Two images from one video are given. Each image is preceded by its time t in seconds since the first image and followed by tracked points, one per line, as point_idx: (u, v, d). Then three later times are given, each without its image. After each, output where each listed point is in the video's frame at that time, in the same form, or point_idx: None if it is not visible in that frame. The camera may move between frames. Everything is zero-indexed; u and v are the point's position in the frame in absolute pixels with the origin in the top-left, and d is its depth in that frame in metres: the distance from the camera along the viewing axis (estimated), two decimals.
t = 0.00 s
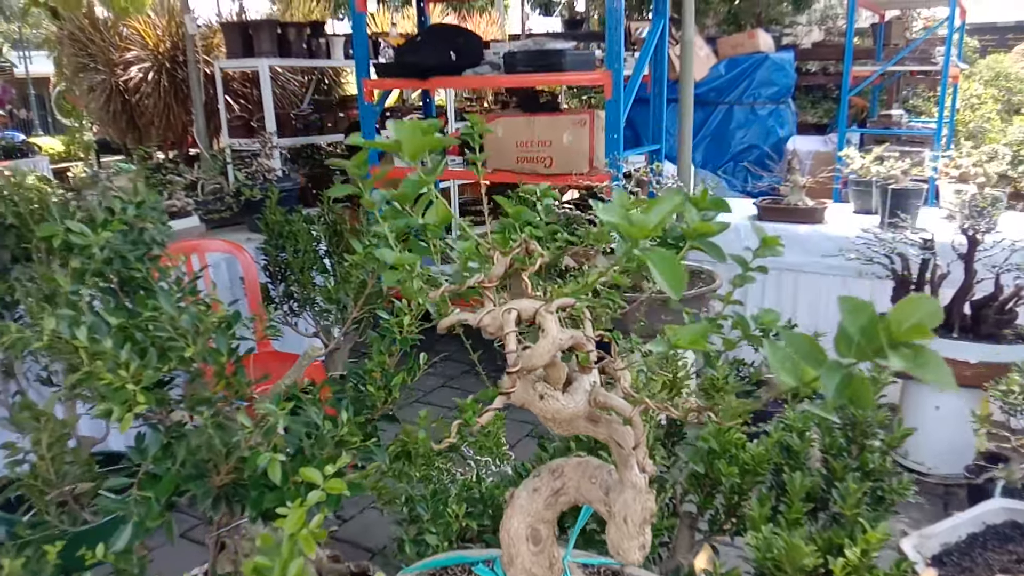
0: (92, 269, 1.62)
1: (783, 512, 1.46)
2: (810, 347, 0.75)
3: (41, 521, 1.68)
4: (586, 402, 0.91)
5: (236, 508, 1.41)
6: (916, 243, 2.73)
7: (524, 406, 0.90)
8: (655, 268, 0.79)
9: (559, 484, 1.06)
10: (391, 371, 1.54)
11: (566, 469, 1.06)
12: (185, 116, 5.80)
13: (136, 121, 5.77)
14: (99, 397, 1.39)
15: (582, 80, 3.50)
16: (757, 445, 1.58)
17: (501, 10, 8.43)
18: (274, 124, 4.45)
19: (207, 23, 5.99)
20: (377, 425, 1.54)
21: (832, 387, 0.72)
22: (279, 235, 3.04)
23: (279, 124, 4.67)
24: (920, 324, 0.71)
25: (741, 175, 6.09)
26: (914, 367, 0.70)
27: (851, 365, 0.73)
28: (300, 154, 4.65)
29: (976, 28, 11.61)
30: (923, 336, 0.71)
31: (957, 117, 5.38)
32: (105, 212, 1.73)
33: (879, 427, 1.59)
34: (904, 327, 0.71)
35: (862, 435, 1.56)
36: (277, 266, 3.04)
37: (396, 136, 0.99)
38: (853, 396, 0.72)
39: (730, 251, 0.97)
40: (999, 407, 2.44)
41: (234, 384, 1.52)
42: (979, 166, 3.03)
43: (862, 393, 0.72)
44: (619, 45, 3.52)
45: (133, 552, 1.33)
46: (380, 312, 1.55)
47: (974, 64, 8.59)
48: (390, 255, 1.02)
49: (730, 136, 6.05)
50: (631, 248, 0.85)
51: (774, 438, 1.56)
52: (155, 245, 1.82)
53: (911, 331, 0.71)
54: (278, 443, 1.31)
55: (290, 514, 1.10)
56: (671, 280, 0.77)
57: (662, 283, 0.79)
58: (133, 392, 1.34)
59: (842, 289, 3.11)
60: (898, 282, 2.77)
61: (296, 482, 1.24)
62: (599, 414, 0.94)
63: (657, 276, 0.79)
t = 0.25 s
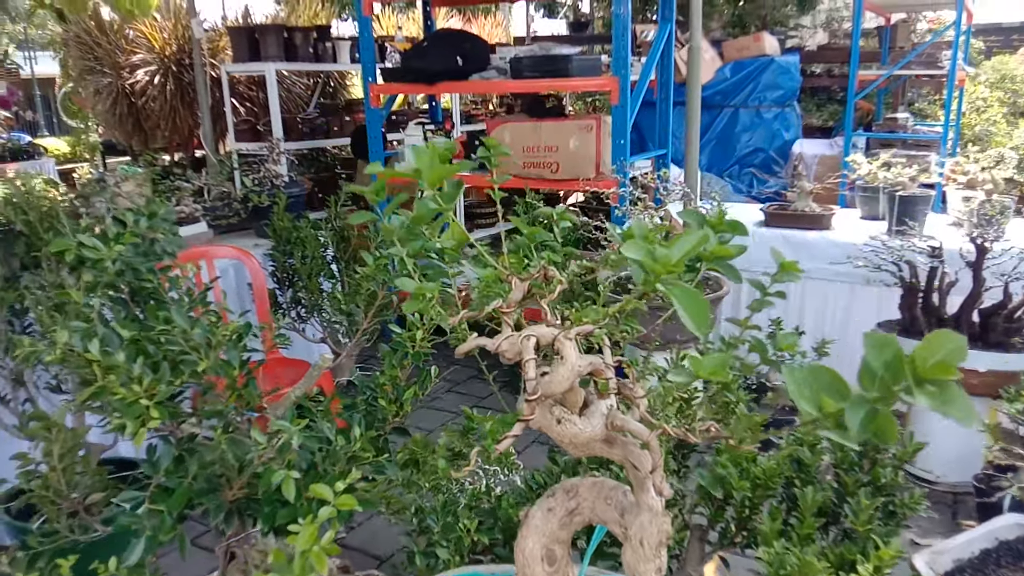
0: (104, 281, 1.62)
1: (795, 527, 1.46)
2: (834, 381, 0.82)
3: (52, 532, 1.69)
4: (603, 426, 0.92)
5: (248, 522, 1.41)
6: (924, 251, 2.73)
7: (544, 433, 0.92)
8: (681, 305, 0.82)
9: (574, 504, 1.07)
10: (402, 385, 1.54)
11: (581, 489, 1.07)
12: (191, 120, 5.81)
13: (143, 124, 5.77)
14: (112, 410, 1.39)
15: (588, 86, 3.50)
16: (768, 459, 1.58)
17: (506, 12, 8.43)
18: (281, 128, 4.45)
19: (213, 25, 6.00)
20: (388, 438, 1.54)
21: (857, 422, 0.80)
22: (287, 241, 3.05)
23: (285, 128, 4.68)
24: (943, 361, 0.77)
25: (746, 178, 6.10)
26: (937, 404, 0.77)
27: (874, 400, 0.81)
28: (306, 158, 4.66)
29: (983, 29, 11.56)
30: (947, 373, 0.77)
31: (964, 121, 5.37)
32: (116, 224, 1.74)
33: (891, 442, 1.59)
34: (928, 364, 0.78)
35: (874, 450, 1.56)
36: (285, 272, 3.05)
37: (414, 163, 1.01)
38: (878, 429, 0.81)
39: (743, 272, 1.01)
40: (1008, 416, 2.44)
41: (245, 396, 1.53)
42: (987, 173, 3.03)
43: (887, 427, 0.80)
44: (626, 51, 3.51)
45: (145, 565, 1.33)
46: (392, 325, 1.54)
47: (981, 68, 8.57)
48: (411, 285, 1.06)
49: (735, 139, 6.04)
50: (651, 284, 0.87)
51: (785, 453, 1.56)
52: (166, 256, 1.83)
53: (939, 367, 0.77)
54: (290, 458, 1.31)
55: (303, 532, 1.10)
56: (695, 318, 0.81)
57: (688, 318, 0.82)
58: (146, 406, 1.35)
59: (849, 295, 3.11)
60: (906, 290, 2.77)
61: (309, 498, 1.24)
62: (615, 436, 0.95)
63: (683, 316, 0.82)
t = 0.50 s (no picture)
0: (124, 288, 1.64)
1: (815, 540, 1.45)
2: (870, 407, 0.86)
3: (70, 538, 1.69)
4: (628, 443, 0.94)
5: (267, 531, 1.41)
6: (944, 257, 2.70)
7: (572, 450, 0.95)
8: (716, 330, 0.84)
9: (595, 519, 1.09)
10: (420, 394, 1.54)
11: (603, 504, 1.08)
12: (206, 121, 5.83)
13: (157, 126, 5.80)
14: (131, 418, 1.40)
15: (604, 90, 3.49)
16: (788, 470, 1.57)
17: (518, 12, 8.41)
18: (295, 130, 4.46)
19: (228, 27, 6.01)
20: (407, 448, 1.53)
21: (893, 448, 0.83)
22: (302, 244, 3.05)
23: (299, 129, 4.69)
24: (982, 390, 0.76)
25: (760, 181, 6.07)
26: (974, 432, 0.76)
27: (907, 427, 0.83)
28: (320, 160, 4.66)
29: (1000, 29, 11.47)
30: (985, 400, 0.76)
31: (981, 124, 5.32)
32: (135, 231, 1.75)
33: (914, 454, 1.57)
34: (967, 391, 0.77)
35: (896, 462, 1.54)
36: (300, 275, 3.05)
37: (442, 181, 1.01)
38: (915, 455, 0.82)
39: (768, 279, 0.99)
40: None
41: (263, 403, 1.53)
42: (1007, 178, 2.99)
43: (921, 454, 0.82)
44: (641, 54, 3.50)
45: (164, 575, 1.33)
46: (412, 334, 1.55)
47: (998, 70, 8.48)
48: (438, 303, 1.07)
49: (750, 141, 6.01)
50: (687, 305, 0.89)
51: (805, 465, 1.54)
52: (183, 262, 1.83)
53: (976, 394, 0.77)
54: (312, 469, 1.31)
55: (324, 544, 1.10)
56: (729, 343, 0.83)
57: (721, 342, 0.84)
58: (166, 415, 1.35)
59: (867, 300, 3.10)
60: (925, 297, 2.74)
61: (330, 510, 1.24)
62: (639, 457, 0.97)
63: (716, 338, 0.84)
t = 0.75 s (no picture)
0: (158, 294, 1.65)
1: (851, 554, 1.43)
2: (929, 437, 0.90)
3: (104, 541, 1.71)
4: (670, 462, 0.96)
5: (300, 539, 1.42)
6: (978, 264, 2.66)
7: (614, 469, 0.96)
8: (776, 361, 0.85)
9: (634, 536, 1.09)
10: (452, 403, 1.54)
11: (642, 521, 1.09)
12: (232, 122, 5.87)
13: (185, 127, 5.85)
14: (167, 425, 1.40)
15: (632, 92, 3.47)
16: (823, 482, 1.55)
17: (542, 13, 8.40)
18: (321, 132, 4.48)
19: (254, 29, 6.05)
20: (438, 456, 1.53)
21: (955, 478, 0.86)
22: (329, 247, 3.05)
23: (325, 131, 4.70)
24: None
25: (787, 183, 6.00)
26: None
27: (969, 458, 0.87)
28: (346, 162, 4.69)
29: None
30: None
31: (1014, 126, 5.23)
32: (170, 237, 1.76)
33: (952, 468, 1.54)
34: None
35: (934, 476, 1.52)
36: (328, 278, 3.05)
37: (487, 200, 1.03)
38: (974, 486, 0.86)
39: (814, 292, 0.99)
40: None
41: (297, 410, 1.53)
42: None
43: (982, 483, 0.86)
44: (670, 57, 3.48)
45: None
46: (444, 343, 1.55)
47: None
48: (484, 322, 1.08)
49: (777, 143, 5.95)
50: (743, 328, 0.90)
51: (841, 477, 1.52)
52: (216, 267, 1.84)
53: None
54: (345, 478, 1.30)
55: (360, 557, 1.10)
56: (790, 373, 0.83)
57: (781, 370, 0.85)
58: (203, 423, 1.36)
59: (898, 307, 3.06)
60: (958, 304, 2.70)
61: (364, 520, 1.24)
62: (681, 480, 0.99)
63: (775, 365, 0.85)
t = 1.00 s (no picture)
0: (196, 295, 1.66)
1: (890, 564, 1.41)
2: (994, 454, 0.91)
3: (141, 538, 1.73)
4: (718, 472, 0.98)
5: (338, 540, 1.42)
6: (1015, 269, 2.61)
7: (662, 480, 0.99)
8: (841, 376, 0.83)
9: (677, 544, 1.10)
10: (488, 407, 1.54)
11: (684, 530, 1.09)
12: (260, 121, 5.92)
13: (214, 126, 5.91)
14: (207, 426, 1.42)
15: (661, 93, 3.46)
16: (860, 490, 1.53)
17: (568, 12, 8.39)
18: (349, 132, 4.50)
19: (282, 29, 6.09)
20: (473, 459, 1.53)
21: None
22: (359, 248, 3.07)
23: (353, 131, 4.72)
24: None
25: (815, 184, 5.96)
26: None
27: None
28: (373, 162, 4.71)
29: None
30: None
31: None
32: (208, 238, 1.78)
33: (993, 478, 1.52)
34: None
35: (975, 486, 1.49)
36: (357, 278, 3.07)
37: (539, 209, 1.04)
38: None
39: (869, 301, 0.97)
40: None
41: (333, 411, 1.54)
42: None
43: None
44: (700, 57, 3.45)
45: None
46: (481, 346, 1.55)
47: None
48: (537, 333, 1.11)
49: (805, 144, 5.90)
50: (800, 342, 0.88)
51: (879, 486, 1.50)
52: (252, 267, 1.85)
53: None
54: (382, 480, 1.31)
55: (398, 560, 1.11)
56: (854, 387, 0.82)
57: (845, 386, 0.83)
58: (243, 424, 1.37)
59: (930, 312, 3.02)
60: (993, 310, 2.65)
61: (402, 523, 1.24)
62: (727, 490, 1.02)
63: (841, 382, 0.83)
